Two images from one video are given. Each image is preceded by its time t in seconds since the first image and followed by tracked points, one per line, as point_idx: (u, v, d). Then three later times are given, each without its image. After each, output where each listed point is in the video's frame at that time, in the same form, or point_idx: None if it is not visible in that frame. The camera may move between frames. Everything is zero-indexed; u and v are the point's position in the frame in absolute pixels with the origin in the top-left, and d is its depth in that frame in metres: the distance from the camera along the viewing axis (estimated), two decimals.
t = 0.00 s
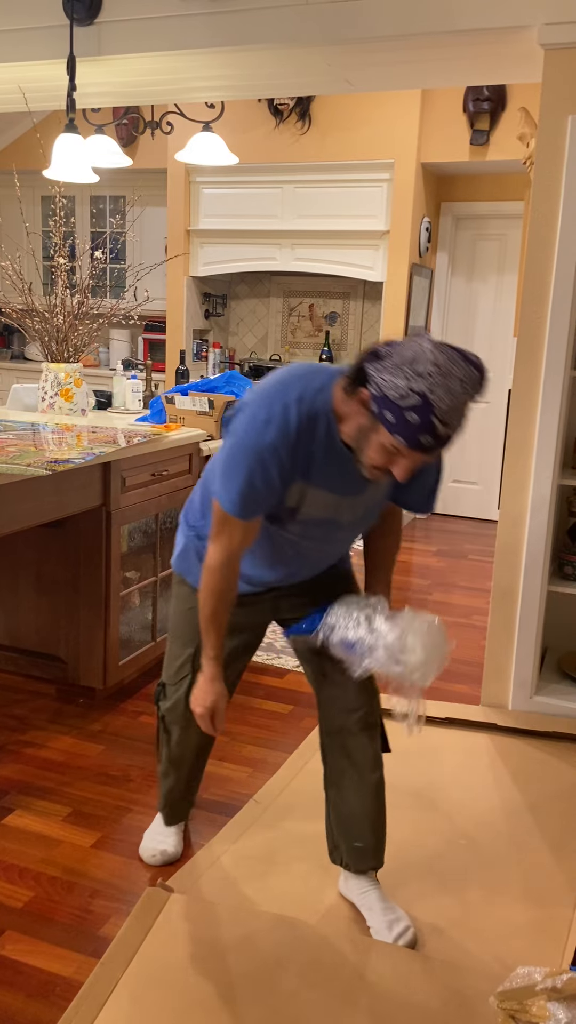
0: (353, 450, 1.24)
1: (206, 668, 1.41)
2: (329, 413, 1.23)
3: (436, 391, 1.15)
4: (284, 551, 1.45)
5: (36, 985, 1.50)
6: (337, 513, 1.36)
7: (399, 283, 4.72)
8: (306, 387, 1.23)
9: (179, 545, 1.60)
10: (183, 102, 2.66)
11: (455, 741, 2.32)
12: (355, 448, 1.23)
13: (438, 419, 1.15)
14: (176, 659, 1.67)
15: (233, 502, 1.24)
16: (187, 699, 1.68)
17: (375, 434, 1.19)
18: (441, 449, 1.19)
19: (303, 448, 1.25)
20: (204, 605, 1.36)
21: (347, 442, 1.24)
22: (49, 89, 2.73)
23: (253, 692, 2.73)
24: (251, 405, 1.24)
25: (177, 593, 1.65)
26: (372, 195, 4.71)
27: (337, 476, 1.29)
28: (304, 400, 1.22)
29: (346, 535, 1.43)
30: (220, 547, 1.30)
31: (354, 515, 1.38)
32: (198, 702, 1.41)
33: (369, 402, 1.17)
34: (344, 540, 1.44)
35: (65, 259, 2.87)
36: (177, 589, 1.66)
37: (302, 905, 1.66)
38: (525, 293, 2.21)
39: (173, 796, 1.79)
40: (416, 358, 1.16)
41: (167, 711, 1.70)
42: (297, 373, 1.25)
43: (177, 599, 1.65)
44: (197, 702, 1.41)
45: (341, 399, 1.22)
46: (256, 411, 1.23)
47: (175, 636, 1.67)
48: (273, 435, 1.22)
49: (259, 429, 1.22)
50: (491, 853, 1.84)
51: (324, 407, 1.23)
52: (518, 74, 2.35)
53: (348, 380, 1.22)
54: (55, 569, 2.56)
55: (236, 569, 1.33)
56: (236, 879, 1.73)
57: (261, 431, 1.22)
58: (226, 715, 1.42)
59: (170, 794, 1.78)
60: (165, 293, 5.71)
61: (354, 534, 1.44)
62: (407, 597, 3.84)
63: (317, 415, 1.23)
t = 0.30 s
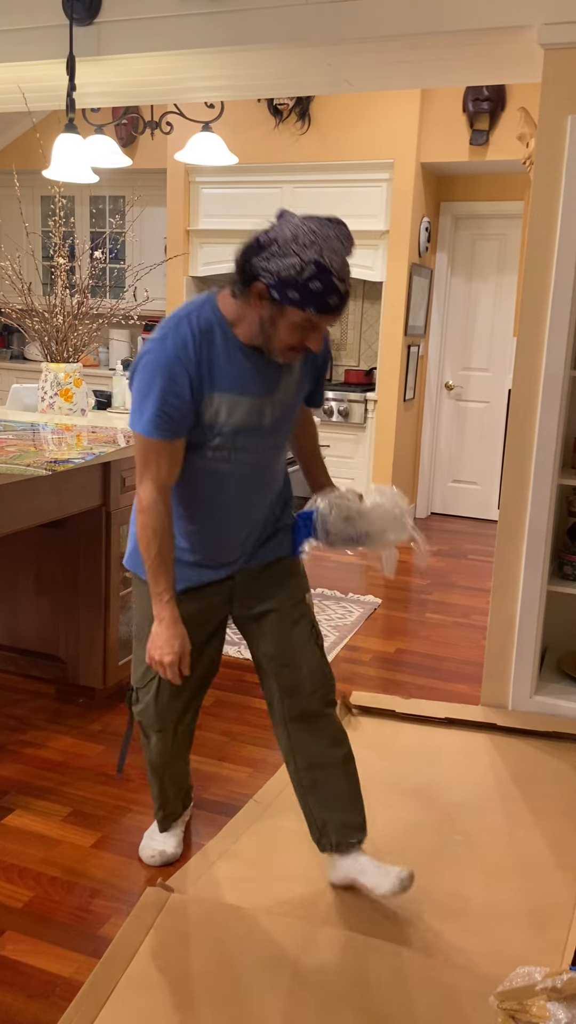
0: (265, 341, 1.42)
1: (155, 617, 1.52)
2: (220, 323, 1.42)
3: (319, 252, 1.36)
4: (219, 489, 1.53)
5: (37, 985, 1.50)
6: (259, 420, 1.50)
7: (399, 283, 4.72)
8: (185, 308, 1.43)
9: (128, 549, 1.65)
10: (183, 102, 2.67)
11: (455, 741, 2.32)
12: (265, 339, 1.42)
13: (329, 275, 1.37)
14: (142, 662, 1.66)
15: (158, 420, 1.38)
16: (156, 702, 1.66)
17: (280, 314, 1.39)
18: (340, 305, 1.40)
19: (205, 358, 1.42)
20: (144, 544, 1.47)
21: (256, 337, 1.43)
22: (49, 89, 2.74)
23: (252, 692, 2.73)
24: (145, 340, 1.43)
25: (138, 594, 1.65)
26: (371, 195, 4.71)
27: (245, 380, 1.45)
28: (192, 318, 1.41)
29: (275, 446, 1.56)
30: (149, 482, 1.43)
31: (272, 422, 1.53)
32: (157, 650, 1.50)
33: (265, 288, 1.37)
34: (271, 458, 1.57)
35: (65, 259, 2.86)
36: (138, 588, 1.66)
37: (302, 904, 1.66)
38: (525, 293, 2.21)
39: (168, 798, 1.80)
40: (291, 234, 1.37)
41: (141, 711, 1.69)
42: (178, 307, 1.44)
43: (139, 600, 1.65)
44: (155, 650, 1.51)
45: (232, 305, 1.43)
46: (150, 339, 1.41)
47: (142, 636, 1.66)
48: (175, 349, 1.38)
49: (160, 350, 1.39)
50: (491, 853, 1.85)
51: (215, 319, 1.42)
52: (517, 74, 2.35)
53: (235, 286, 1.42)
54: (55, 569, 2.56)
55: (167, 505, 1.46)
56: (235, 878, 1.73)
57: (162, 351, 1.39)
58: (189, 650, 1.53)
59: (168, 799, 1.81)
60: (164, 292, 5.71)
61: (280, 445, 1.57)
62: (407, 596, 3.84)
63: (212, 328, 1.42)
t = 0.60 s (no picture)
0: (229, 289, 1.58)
1: (137, 585, 1.62)
2: (179, 285, 1.57)
3: (271, 195, 1.53)
4: (199, 443, 1.67)
5: (36, 985, 1.50)
6: (226, 372, 1.65)
7: (398, 282, 4.72)
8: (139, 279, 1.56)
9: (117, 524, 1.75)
10: (182, 102, 2.67)
11: (454, 741, 2.32)
12: (231, 287, 1.58)
13: (284, 216, 1.54)
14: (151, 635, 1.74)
15: (140, 377, 1.50)
16: (165, 667, 1.75)
17: (246, 262, 1.55)
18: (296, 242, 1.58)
19: (171, 318, 1.55)
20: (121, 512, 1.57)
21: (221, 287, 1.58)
22: (48, 89, 2.74)
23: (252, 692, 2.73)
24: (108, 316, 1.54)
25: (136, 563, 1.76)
26: (371, 195, 4.71)
27: (209, 335, 1.60)
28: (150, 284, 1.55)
29: (243, 398, 1.71)
30: (127, 450, 1.53)
31: (238, 374, 1.68)
32: (137, 616, 1.60)
33: (231, 239, 1.52)
34: (242, 406, 1.72)
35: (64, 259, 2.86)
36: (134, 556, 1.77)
37: (302, 903, 1.65)
38: (524, 292, 2.21)
39: (175, 784, 1.85)
40: (241, 184, 1.53)
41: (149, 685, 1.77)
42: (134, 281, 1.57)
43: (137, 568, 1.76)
44: (134, 615, 1.60)
45: (192, 264, 1.57)
46: (115, 312, 1.52)
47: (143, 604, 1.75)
48: (143, 312, 1.51)
49: (127, 316, 1.51)
50: (490, 852, 1.85)
51: (174, 282, 1.56)
52: (516, 74, 2.35)
53: (191, 245, 1.56)
54: (55, 569, 2.56)
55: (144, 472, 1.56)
56: (235, 876, 1.72)
57: (130, 315, 1.51)
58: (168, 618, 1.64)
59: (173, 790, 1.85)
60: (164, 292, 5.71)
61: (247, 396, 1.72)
62: (406, 596, 3.85)
63: (173, 289, 1.56)
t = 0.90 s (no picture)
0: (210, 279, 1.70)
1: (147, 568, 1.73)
2: (166, 283, 1.69)
3: (237, 185, 1.65)
4: (199, 428, 1.80)
5: (35, 985, 1.50)
6: (220, 360, 1.77)
7: (398, 282, 4.73)
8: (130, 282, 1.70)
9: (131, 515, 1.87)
10: (181, 102, 2.67)
11: (453, 740, 2.32)
12: (211, 275, 1.70)
13: (251, 202, 1.66)
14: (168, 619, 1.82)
15: (137, 371, 1.62)
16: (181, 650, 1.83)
17: (220, 249, 1.66)
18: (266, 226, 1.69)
19: (163, 315, 1.67)
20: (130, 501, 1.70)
21: (201, 278, 1.70)
22: (47, 88, 2.73)
23: (250, 691, 2.74)
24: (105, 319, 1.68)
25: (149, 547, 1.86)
26: (370, 195, 4.71)
27: (201, 325, 1.73)
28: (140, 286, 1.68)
29: (237, 383, 1.84)
30: (132, 442, 1.66)
31: (228, 366, 1.80)
32: (146, 597, 1.71)
33: (202, 229, 1.64)
34: (234, 394, 1.84)
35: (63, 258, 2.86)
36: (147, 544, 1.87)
37: (301, 902, 1.65)
38: (522, 292, 2.21)
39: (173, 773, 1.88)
40: (207, 177, 1.65)
41: (162, 672, 1.84)
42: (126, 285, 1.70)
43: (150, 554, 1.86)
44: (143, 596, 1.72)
45: (172, 260, 1.70)
46: (113, 313, 1.65)
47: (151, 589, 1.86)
48: (135, 311, 1.64)
49: (122, 316, 1.64)
50: (489, 851, 1.85)
51: (160, 281, 1.69)
52: (515, 72, 2.35)
53: (169, 241, 1.68)
54: (53, 570, 2.56)
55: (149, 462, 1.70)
56: (234, 876, 1.72)
57: (124, 316, 1.64)
58: (177, 597, 1.74)
59: (161, 779, 1.88)
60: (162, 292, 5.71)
61: (242, 382, 1.85)
62: (405, 595, 3.85)
63: (161, 288, 1.68)
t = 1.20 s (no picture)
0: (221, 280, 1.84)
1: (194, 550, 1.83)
2: (198, 291, 1.85)
3: (231, 189, 1.81)
4: (236, 424, 1.93)
5: (34, 985, 1.50)
6: (252, 361, 1.93)
7: (397, 282, 4.73)
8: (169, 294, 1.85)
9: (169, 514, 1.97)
10: (179, 102, 2.67)
11: (452, 739, 2.32)
12: (218, 274, 1.84)
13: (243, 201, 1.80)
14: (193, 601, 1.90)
15: (185, 370, 1.76)
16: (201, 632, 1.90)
17: (219, 247, 1.81)
18: (263, 216, 1.81)
19: (202, 318, 1.82)
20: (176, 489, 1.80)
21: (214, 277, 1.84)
22: (45, 88, 2.73)
23: (249, 691, 2.74)
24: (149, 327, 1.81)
25: (179, 541, 1.94)
26: (368, 194, 4.71)
27: (234, 330, 1.89)
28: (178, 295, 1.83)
29: (265, 384, 1.99)
30: (178, 436, 1.78)
31: (256, 366, 1.95)
32: (195, 575, 1.80)
33: (204, 232, 1.82)
34: (262, 393, 1.98)
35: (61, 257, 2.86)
36: (171, 535, 1.97)
37: (299, 901, 1.65)
38: (521, 292, 2.21)
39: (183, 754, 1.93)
40: (210, 189, 1.84)
41: (184, 653, 1.90)
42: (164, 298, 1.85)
43: (179, 546, 1.94)
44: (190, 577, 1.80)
45: (196, 272, 1.88)
46: (158, 320, 1.79)
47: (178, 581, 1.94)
48: (178, 316, 1.78)
49: (167, 322, 1.78)
50: (488, 851, 1.85)
51: (192, 289, 1.84)
52: (513, 71, 2.35)
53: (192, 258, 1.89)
54: (52, 570, 2.56)
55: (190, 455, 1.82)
56: (234, 876, 1.72)
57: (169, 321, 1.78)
58: (222, 576, 1.85)
59: (174, 767, 1.93)
60: (161, 291, 5.71)
61: (269, 382, 2.01)
62: (404, 594, 3.85)
63: (196, 294, 1.83)
